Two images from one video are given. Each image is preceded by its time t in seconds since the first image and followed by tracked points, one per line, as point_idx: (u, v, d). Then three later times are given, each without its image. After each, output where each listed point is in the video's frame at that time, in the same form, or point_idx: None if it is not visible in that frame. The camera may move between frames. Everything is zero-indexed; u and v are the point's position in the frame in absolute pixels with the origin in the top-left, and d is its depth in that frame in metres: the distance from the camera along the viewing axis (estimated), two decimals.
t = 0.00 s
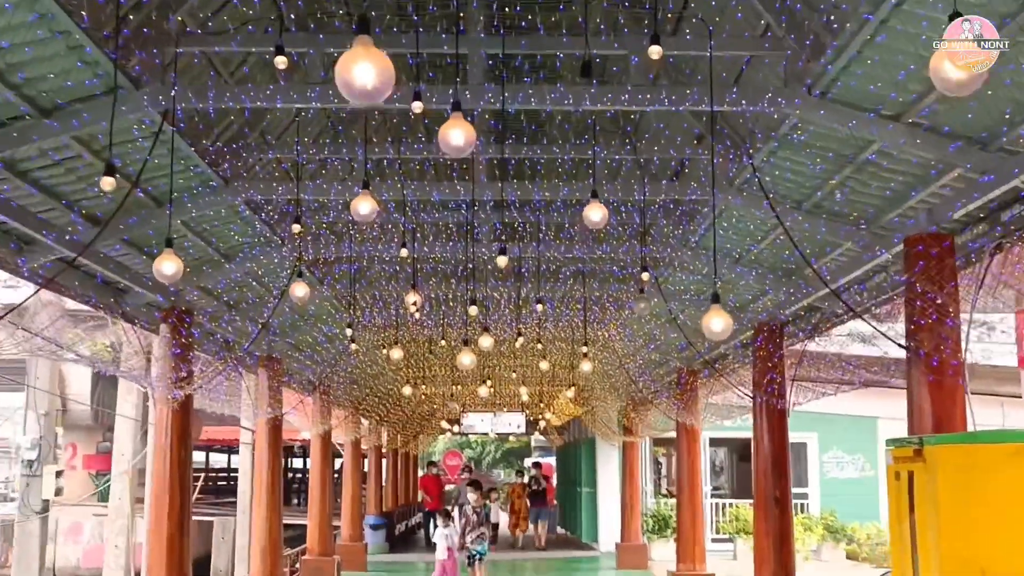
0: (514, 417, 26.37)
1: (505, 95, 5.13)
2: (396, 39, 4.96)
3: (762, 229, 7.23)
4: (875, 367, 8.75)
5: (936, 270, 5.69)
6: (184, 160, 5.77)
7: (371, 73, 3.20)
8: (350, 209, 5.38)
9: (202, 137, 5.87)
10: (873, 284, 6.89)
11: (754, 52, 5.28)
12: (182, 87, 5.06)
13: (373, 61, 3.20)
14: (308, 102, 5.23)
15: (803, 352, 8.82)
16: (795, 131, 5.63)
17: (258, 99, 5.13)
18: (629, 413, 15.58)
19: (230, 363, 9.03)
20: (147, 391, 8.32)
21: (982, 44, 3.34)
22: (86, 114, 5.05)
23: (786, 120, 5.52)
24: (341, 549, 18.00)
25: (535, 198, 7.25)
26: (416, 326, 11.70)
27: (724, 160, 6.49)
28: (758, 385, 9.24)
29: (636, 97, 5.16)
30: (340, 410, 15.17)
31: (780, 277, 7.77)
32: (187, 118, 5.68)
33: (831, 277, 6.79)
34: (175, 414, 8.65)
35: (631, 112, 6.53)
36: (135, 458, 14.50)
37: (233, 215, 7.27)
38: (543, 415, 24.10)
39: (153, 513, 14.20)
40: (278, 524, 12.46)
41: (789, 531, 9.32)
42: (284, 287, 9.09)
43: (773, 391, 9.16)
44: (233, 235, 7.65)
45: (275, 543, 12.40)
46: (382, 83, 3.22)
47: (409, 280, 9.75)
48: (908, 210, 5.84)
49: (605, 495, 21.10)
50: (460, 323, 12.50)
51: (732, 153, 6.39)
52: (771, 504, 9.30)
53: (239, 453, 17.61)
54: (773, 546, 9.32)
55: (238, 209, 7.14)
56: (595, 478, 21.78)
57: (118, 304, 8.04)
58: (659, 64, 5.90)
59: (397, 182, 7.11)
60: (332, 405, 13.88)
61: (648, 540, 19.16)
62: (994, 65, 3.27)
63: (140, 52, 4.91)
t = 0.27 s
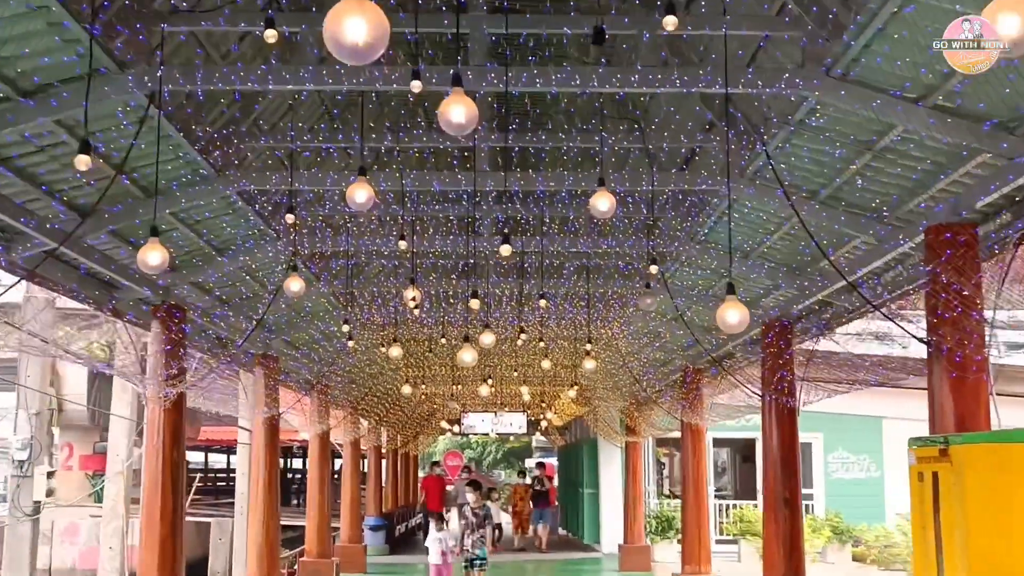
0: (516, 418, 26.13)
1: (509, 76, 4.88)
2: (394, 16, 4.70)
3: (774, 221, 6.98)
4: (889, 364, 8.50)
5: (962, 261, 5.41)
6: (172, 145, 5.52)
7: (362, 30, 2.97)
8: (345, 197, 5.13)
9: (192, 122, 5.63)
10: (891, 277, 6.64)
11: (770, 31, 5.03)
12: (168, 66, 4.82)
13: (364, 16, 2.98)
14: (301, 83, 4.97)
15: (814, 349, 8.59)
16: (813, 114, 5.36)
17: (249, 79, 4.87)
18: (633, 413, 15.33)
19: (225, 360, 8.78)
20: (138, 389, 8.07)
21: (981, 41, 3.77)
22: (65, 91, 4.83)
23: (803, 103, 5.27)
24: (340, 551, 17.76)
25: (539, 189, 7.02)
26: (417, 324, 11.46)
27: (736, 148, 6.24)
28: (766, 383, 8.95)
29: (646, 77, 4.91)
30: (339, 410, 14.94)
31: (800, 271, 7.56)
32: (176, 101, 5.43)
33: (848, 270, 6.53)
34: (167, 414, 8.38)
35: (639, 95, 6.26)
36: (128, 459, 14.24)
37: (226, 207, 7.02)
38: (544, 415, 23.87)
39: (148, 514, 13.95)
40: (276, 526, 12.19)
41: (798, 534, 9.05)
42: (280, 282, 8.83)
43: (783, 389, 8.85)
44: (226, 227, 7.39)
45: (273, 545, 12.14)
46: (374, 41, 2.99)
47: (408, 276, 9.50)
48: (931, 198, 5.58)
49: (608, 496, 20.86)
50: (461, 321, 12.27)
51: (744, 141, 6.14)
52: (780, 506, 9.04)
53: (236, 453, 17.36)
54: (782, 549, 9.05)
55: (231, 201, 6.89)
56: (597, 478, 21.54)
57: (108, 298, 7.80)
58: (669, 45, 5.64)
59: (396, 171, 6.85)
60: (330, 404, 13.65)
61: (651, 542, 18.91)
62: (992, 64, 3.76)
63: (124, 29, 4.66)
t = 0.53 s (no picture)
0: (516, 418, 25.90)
1: (508, 57, 4.66)
2: None
3: (784, 213, 6.76)
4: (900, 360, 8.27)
5: (985, 251, 5.17)
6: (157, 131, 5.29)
7: None
8: (338, 185, 4.89)
9: (178, 109, 5.40)
10: (904, 271, 6.41)
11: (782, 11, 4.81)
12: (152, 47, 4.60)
13: None
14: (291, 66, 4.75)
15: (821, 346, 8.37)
16: (827, 97, 5.13)
17: (235, 62, 4.64)
18: (634, 413, 15.10)
19: (217, 358, 8.55)
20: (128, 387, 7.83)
21: (981, 43, 4.18)
22: (39, 71, 4.64)
23: (816, 87, 5.04)
24: (338, 553, 17.52)
25: (539, 181, 6.79)
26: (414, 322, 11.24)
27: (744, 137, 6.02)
28: (772, 381, 8.78)
29: (653, 58, 4.69)
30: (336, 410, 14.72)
31: (812, 266, 7.35)
32: (161, 86, 5.20)
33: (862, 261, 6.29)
34: (159, 412, 8.13)
35: (645, 80, 6.04)
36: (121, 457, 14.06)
37: (216, 199, 6.79)
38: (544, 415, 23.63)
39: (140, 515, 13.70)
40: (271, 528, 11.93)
41: (806, 536, 8.78)
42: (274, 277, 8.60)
43: (789, 387, 8.67)
44: (217, 220, 7.16)
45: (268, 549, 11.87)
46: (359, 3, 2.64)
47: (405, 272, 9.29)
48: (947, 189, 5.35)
49: (609, 497, 20.62)
50: (460, 319, 12.05)
51: (754, 128, 5.92)
52: (787, 508, 8.79)
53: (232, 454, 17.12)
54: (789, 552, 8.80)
55: (221, 193, 6.66)
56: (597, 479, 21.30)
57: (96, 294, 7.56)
58: (676, 27, 5.41)
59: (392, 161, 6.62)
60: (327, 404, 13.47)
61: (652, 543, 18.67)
62: (991, 63, 4.24)
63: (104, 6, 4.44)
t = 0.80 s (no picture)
0: (516, 416, 25.69)
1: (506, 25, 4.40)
2: None
3: (794, 197, 6.49)
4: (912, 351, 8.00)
5: (1011, 232, 4.88)
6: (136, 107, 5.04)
7: None
8: (328, 163, 4.64)
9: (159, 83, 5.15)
10: (918, 257, 6.15)
11: None
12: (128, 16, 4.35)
13: None
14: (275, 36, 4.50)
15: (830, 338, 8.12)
16: (842, 71, 4.86)
17: (216, 31, 4.39)
18: (636, 410, 14.85)
19: (208, 350, 8.30)
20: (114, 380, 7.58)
21: (981, 43, 4.15)
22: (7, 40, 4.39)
23: (830, 59, 4.78)
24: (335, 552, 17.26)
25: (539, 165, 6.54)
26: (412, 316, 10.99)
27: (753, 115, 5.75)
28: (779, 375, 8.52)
29: (659, 27, 4.42)
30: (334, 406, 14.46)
31: (823, 253, 7.10)
32: (140, 60, 4.94)
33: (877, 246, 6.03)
34: (147, 406, 7.88)
35: (650, 54, 5.77)
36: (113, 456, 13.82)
37: (203, 183, 6.54)
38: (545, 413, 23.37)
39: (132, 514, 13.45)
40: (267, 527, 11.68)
41: (814, 534, 8.54)
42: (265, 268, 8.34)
43: (797, 381, 8.41)
44: (206, 206, 6.90)
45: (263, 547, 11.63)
46: None
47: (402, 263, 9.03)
48: (968, 169, 5.09)
49: (610, 495, 20.35)
50: (459, 313, 11.79)
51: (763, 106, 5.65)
52: (794, 504, 8.54)
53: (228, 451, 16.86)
54: (797, 551, 8.55)
55: (208, 177, 6.41)
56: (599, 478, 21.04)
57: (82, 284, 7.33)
58: None
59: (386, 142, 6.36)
60: (324, 400, 13.23)
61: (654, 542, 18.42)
62: (991, 63, 4.21)
63: None
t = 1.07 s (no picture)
0: (517, 416, 24.87)
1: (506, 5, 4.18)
2: None
3: (804, 190, 6.26)
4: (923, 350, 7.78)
5: None
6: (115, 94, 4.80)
7: None
8: (318, 152, 4.42)
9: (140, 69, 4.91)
10: (937, 252, 5.92)
11: None
12: None
13: None
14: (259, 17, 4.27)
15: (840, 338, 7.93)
16: (857, 54, 4.63)
17: (198, 12, 4.17)
18: (639, 411, 14.62)
19: (198, 350, 8.06)
20: (101, 381, 7.32)
21: (981, 43, 3.99)
22: None
23: (847, 42, 4.55)
24: (333, 555, 17.03)
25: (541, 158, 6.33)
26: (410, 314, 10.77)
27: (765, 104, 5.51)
28: (787, 374, 8.32)
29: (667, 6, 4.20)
30: (332, 407, 14.24)
31: (833, 249, 6.87)
32: (118, 41, 4.72)
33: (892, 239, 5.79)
34: (136, 408, 7.63)
35: (657, 39, 5.52)
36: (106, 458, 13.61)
37: (188, 178, 6.29)
38: (547, 413, 23.14)
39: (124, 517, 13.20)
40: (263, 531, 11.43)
41: (824, 538, 8.27)
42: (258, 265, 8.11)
43: (807, 381, 8.19)
44: (194, 200, 6.67)
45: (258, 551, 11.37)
46: None
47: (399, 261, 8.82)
48: (988, 159, 4.86)
49: (612, 496, 20.11)
50: (458, 311, 11.57)
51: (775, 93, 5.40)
52: (802, 507, 8.29)
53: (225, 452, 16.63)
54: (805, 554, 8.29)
55: (196, 170, 6.18)
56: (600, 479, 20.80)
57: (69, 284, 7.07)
58: None
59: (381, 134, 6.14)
60: (322, 401, 13.00)
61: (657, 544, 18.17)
62: (990, 64, 4.05)
63: None
